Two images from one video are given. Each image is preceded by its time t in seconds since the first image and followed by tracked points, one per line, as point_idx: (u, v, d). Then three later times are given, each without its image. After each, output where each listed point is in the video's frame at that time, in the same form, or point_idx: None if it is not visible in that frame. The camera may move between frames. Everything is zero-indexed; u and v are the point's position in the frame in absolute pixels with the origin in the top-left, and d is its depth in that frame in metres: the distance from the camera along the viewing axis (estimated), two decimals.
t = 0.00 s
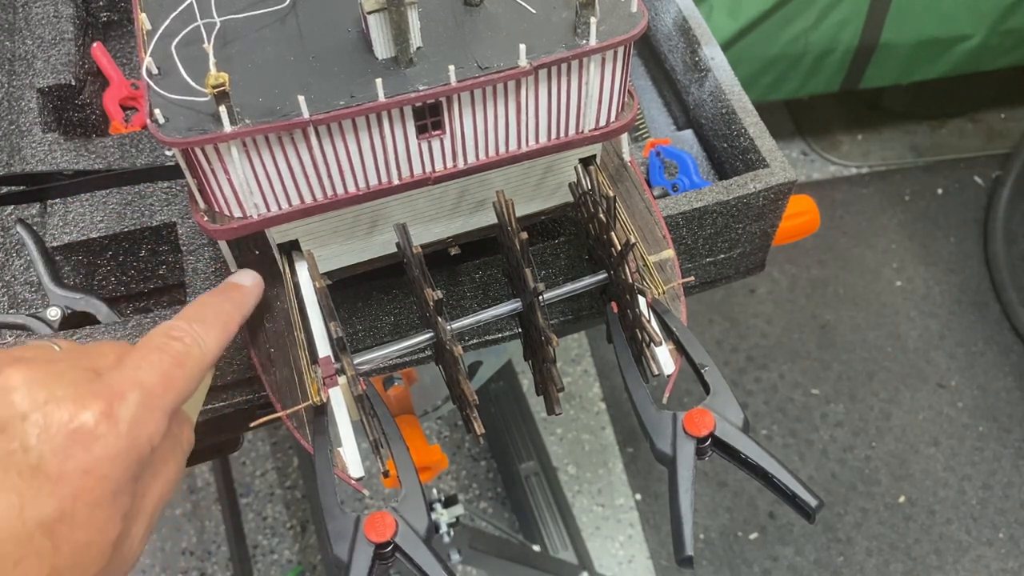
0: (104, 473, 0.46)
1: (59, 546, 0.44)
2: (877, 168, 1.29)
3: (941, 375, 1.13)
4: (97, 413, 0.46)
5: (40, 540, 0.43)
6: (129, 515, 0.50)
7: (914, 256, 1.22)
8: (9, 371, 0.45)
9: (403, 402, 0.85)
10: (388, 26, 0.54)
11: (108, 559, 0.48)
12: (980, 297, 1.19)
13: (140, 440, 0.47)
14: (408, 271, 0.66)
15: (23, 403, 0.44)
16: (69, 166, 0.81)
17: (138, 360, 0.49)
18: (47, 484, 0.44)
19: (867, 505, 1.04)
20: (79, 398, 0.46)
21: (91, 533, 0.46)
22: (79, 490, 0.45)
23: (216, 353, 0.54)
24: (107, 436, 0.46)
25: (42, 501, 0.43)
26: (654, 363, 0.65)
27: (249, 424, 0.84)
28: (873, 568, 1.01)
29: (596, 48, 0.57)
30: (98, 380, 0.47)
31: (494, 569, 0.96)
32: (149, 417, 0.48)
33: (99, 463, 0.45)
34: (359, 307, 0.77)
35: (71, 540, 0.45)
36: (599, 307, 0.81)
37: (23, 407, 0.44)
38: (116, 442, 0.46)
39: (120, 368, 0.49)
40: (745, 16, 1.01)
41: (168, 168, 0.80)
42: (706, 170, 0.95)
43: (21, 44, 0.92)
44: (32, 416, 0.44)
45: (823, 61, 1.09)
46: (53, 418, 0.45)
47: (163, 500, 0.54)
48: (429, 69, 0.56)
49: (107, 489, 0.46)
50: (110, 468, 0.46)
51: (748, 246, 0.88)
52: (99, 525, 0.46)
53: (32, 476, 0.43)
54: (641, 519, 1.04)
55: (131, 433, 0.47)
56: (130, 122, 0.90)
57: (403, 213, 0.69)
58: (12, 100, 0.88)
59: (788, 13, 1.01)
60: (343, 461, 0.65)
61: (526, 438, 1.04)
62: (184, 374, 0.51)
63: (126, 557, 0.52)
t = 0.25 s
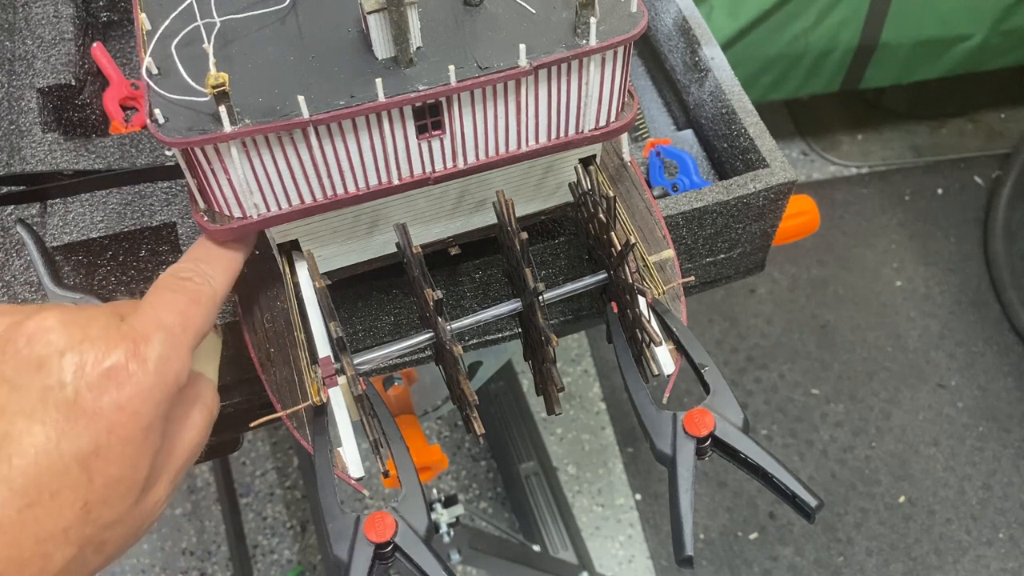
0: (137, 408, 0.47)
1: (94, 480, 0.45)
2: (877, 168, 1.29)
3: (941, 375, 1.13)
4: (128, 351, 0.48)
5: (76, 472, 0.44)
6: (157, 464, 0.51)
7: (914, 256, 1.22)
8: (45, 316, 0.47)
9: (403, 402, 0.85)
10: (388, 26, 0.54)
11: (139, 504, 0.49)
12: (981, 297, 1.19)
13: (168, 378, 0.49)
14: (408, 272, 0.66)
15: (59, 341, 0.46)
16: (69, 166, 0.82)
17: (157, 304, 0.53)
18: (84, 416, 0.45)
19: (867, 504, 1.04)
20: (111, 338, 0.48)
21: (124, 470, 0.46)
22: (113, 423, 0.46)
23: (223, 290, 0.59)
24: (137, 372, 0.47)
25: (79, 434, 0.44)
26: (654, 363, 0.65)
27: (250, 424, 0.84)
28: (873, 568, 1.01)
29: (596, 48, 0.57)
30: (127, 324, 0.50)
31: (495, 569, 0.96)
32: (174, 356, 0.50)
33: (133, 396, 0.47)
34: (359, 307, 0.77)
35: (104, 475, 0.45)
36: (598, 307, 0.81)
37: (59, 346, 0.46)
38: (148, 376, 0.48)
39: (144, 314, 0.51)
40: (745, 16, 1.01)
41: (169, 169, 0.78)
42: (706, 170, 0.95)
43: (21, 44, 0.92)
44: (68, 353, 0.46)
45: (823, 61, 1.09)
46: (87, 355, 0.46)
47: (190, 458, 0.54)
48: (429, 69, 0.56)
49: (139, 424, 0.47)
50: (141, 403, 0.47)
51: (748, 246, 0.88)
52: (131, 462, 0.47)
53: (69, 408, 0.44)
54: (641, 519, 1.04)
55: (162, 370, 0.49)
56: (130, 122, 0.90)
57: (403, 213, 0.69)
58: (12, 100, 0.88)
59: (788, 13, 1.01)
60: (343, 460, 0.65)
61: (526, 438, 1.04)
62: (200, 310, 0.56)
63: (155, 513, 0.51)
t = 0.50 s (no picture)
0: (162, 397, 0.47)
1: (119, 468, 0.45)
2: (877, 168, 1.29)
3: (941, 375, 1.13)
4: (153, 343, 0.48)
5: (102, 461, 0.44)
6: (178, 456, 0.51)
7: (914, 256, 1.22)
8: (72, 309, 0.47)
9: (403, 402, 0.85)
10: (389, 26, 0.54)
11: (159, 495, 0.49)
12: (980, 297, 1.19)
13: (190, 368, 0.50)
14: (408, 271, 0.66)
15: (87, 332, 0.46)
16: (69, 166, 0.82)
17: (176, 297, 0.55)
18: (111, 405, 0.45)
19: (867, 505, 1.04)
20: (137, 330, 0.48)
21: (149, 459, 0.46)
22: (139, 412, 0.46)
23: (240, 282, 0.61)
24: (162, 362, 0.48)
25: (107, 422, 0.44)
26: (654, 363, 0.65)
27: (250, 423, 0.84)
28: (873, 567, 1.01)
29: (597, 48, 0.57)
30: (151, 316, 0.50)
31: (495, 569, 0.96)
32: (195, 348, 0.51)
33: (158, 386, 0.47)
34: (359, 307, 0.77)
35: (129, 463, 0.46)
36: (598, 307, 0.81)
37: (86, 336, 0.46)
38: (172, 367, 0.48)
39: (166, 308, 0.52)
40: (745, 16, 1.01)
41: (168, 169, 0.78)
42: (706, 170, 0.95)
43: (21, 44, 0.92)
44: (95, 344, 0.46)
45: (824, 61, 1.09)
46: (114, 345, 0.46)
47: (204, 450, 0.55)
48: (429, 69, 0.56)
49: (164, 413, 0.47)
50: (166, 393, 0.47)
51: (748, 246, 0.88)
52: (155, 451, 0.47)
53: (97, 396, 0.45)
54: (641, 519, 1.04)
55: (185, 362, 0.50)
56: (130, 122, 0.90)
57: (403, 213, 0.69)
58: (12, 100, 0.88)
59: (788, 13, 1.01)
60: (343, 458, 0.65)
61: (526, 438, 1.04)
62: (218, 301, 0.57)
63: (171, 505, 0.52)
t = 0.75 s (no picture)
0: (164, 395, 0.47)
1: (122, 468, 0.45)
2: (877, 168, 1.29)
3: (941, 375, 1.13)
4: (155, 342, 0.48)
5: (105, 459, 0.44)
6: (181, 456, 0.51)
7: (914, 256, 1.22)
8: (74, 308, 0.47)
9: (403, 401, 0.85)
10: (389, 26, 0.54)
11: (163, 495, 0.49)
12: (980, 297, 1.19)
13: (193, 366, 0.50)
14: (408, 271, 0.66)
15: (90, 331, 0.46)
16: (69, 166, 0.82)
17: (179, 297, 0.55)
18: (114, 403, 0.45)
19: (867, 505, 1.04)
20: (139, 329, 0.48)
21: (152, 459, 0.46)
22: (142, 410, 0.46)
23: (242, 282, 0.61)
24: (164, 360, 0.48)
25: (110, 420, 0.44)
26: (654, 363, 0.65)
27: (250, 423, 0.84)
28: (873, 567, 1.01)
29: (597, 48, 0.57)
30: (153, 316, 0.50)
31: (495, 569, 0.96)
32: (197, 347, 0.51)
33: (160, 385, 0.47)
34: (359, 307, 0.77)
35: (132, 462, 0.45)
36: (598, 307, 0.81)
37: (89, 335, 0.46)
38: (174, 366, 0.49)
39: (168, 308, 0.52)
40: (745, 16, 1.01)
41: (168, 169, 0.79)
42: (706, 170, 0.95)
43: (21, 44, 0.92)
44: (99, 342, 0.46)
45: (824, 61, 1.09)
46: (116, 344, 0.46)
47: (206, 452, 0.55)
48: (429, 69, 0.56)
49: (167, 411, 0.47)
50: (168, 391, 0.48)
51: (748, 246, 0.88)
52: (158, 450, 0.47)
53: (99, 394, 0.45)
54: (641, 519, 1.04)
55: (186, 361, 0.50)
56: (130, 122, 0.90)
57: (403, 213, 0.69)
58: (12, 100, 0.88)
59: (788, 13, 1.01)
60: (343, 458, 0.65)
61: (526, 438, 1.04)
62: (220, 301, 0.57)
63: (175, 508, 0.52)
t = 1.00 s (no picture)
0: (156, 401, 0.47)
1: (113, 474, 0.45)
2: (877, 168, 1.29)
3: (941, 375, 1.13)
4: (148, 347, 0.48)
5: (95, 466, 0.44)
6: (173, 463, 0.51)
7: (914, 256, 1.22)
8: (66, 314, 0.47)
9: (404, 402, 0.85)
10: (388, 26, 0.54)
11: (155, 502, 0.49)
12: (981, 297, 1.19)
13: (185, 372, 0.50)
14: (408, 272, 0.66)
15: (82, 335, 0.46)
16: (69, 166, 0.82)
17: (173, 305, 0.55)
18: (105, 409, 0.45)
19: (867, 505, 1.04)
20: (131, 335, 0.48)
21: (143, 466, 0.47)
22: (133, 416, 0.46)
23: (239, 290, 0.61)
24: (156, 366, 0.48)
25: (101, 426, 0.45)
26: (654, 363, 0.65)
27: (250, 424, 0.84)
28: (873, 567, 1.01)
29: (597, 48, 0.57)
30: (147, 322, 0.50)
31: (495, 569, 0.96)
32: (190, 353, 0.51)
33: (152, 390, 0.47)
34: (359, 307, 0.77)
35: (123, 469, 0.45)
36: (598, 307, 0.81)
37: (81, 341, 0.46)
38: (166, 372, 0.49)
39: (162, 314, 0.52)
40: (745, 16, 1.01)
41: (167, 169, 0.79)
42: (706, 170, 0.95)
43: (21, 44, 0.92)
44: (90, 348, 0.46)
45: (824, 61, 1.09)
46: (108, 350, 0.46)
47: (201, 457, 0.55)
48: (429, 69, 0.56)
49: (159, 417, 0.47)
50: (160, 396, 0.48)
51: (748, 246, 0.88)
52: (150, 456, 0.47)
53: (90, 400, 0.45)
54: (641, 519, 1.04)
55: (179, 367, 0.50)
56: (130, 122, 0.90)
57: (403, 213, 0.69)
58: (12, 100, 0.88)
59: (788, 13, 1.01)
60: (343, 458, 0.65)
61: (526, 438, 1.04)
62: (217, 308, 0.57)
63: (167, 515, 0.52)
